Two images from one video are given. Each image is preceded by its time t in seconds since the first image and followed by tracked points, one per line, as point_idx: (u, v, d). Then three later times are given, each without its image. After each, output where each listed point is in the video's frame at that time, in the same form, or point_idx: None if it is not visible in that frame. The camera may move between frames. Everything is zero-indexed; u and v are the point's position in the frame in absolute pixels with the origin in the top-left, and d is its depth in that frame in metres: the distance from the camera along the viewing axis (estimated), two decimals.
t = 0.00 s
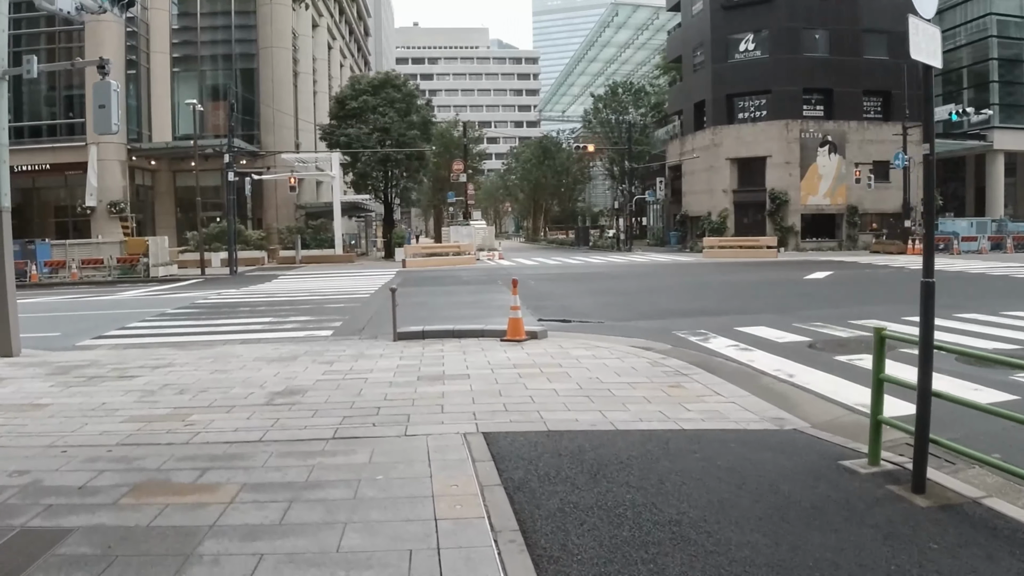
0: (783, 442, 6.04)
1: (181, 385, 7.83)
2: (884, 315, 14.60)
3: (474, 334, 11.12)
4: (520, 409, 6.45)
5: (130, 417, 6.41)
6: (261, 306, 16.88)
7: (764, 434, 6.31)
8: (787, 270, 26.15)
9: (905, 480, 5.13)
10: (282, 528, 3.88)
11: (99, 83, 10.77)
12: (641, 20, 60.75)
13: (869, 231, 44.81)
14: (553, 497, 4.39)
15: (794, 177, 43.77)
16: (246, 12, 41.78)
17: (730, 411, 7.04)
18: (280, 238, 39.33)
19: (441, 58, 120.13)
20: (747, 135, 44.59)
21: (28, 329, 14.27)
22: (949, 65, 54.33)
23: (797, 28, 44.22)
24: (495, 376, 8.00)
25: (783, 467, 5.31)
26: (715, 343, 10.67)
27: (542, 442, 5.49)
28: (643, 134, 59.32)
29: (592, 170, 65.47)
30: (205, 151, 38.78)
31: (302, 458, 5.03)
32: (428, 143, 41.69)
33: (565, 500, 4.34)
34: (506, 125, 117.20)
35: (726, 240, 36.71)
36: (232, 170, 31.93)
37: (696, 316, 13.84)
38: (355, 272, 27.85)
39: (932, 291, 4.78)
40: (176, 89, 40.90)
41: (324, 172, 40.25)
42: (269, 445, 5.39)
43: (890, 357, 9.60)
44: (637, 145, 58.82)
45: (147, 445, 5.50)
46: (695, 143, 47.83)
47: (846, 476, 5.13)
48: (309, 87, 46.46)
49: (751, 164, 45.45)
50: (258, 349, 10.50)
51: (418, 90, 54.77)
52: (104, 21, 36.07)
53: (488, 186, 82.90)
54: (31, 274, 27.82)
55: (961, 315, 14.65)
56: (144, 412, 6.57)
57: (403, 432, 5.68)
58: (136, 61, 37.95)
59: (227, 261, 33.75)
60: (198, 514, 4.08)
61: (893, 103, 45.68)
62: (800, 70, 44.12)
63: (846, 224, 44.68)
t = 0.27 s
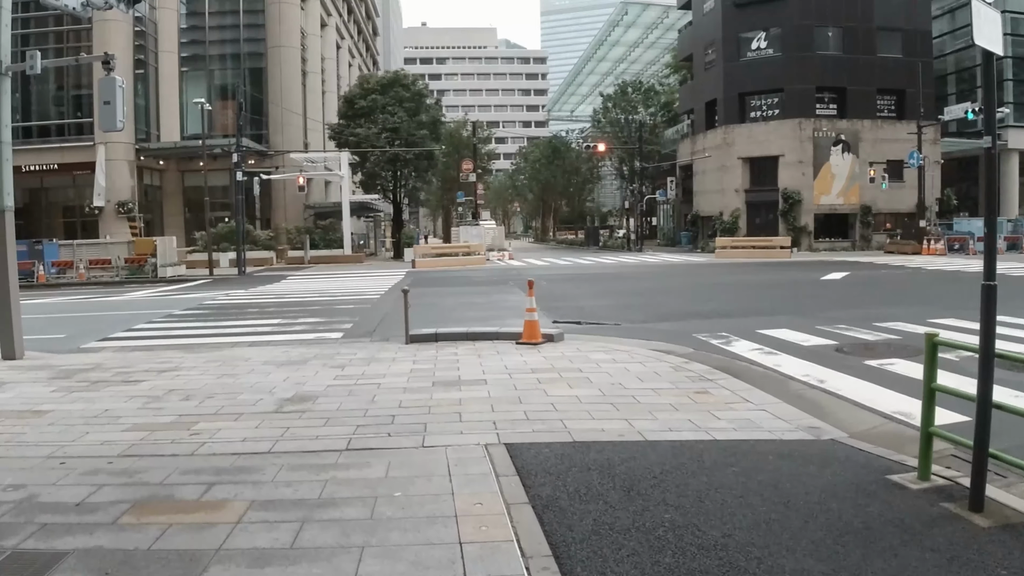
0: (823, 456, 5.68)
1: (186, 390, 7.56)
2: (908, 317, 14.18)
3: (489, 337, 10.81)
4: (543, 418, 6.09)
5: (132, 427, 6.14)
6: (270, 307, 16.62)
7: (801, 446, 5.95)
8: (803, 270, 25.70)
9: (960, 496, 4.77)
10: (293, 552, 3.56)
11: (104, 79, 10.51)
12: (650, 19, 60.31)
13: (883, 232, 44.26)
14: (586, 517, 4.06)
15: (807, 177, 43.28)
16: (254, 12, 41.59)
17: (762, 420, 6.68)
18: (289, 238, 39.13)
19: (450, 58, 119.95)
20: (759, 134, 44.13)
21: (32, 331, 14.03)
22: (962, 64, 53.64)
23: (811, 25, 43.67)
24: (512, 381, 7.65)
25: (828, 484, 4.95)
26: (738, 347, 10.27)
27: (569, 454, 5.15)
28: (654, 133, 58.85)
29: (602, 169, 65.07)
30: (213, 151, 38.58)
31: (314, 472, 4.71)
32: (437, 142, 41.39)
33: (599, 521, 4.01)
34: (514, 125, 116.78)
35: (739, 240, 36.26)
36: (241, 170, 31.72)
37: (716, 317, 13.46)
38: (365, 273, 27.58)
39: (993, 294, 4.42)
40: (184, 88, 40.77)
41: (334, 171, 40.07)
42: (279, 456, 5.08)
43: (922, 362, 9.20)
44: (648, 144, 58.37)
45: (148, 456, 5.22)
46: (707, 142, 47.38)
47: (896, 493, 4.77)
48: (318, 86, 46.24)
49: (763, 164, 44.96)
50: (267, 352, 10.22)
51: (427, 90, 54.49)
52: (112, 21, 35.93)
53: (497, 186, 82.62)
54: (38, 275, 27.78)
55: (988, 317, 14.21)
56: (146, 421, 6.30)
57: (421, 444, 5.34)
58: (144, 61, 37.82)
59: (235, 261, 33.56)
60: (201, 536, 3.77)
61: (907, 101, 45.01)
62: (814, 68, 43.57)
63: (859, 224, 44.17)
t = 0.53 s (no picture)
0: (866, 470, 5.33)
1: (191, 396, 7.29)
2: (932, 318, 13.76)
3: (503, 340, 10.49)
4: (567, 429, 5.76)
5: (134, 437, 5.88)
6: (278, 308, 16.37)
7: (840, 459, 5.60)
8: (819, 270, 25.29)
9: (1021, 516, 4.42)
10: None
11: (109, 75, 10.26)
12: (659, 18, 59.86)
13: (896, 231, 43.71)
14: (622, 542, 3.73)
15: (819, 176, 42.79)
16: (262, 11, 41.40)
17: (796, 430, 6.33)
18: (296, 239, 38.92)
19: (457, 58, 119.67)
20: (770, 133, 43.68)
21: (37, 334, 13.81)
22: (973, 62, 53.02)
23: (823, 23, 43.16)
24: (531, 388, 7.32)
25: (877, 503, 4.60)
26: (762, 350, 9.90)
27: (598, 469, 4.81)
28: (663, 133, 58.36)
29: (610, 169, 64.63)
30: (220, 151, 38.40)
31: (326, 489, 4.40)
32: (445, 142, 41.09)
33: (637, 546, 3.69)
34: (522, 125, 116.46)
35: (751, 240, 35.84)
36: (248, 170, 31.49)
37: (734, 319, 13.09)
38: (373, 273, 27.32)
39: None
40: (192, 88, 40.62)
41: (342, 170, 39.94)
42: (289, 471, 4.77)
43: (956, 367, 8.82)
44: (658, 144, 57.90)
45: (151, 470, 4.94)
46: (717, 142, 46.92)
47: (950, 512, 4.43)
48: (326, 86, 46.04)
49: (774, 163, 44.48)
50: (275, 355, 9.93)
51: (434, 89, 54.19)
52: (119, 21, 35.79)
53: (505, 187, 82.34)
54: (44, 276, 27.49)
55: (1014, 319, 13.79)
56: (150, 431, 6.03)
57: (439, 456, 5.02)
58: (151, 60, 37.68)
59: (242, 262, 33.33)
60: (203, 562, 3.46)
61: (920, 100, 44.42)
62: (826, 66, 43.05)
63: (872, 224, 43.60)
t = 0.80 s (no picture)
0: (906, 484, 5.01)
1: (194, 403, 7.04)
2: (954, 319, 13.34)
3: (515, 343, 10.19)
4: (587, 439, 5.46)
5: (133, 448, 5.63)
6: (284, 309, 16.14)
7: (878, 472, 5.27)
8: (832, 270, 24.91)
9: None
10: None
11: (110, 71, 10.09)
12: (666, 17, 59.41)
13: (907, 231, 43.20)
14: (655, 569, 3.42)
15: (830, 176, 42.36)
16: (268, 11, 41.23)
17: (826, 440, 6.03)
18: (304, 239, 38.73)
19: (464, 58, 119.51)
20: (780, 132, 43.28)
21: (40, 337, 13.60)
22: (984, 61, 52.38)
23: (833, 20, 42.73)
24: (547, 394, 7.02)
25: (925, 522, 4.28)
26: (783, 354, 9.56)
27: (623, 485, 4.51)
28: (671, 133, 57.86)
29: (618, 169, 64.21)
30: (227, 152, 38.24)
31: (335, 507, 4.11)
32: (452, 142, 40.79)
33: (672, 573, 3.39)
34: (528, 125, 116.17)
35: (762, 240, 35.47)
36: (255, 170, 31.29)
37: (752, 322, 12.71)
38: (380, 274, 27.08)
39: None
40: (198, 89, 40.48)
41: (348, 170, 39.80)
42: (294, 486, 4.48)
43: (987, 372, 8.46)
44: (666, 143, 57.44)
45: (150, 484, 4.68)
46: (727, 141, 46.51)
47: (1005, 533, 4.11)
48: (332, 86, 45.85)
49: (785, 162, 44.05)
50: (281, 359, 9.67)
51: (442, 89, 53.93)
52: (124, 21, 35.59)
53: (512, 187, 82.07)
54: (49, 277, 27.42)
55: None
56: (149, 441, 5.78)
57: (454, 470, 4.72)
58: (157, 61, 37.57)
59: (248, 263, 33.13)
60: None
61: (932, 98, 43.91)
62: (836, 65, 42.60)
63: (883, 224, 43.12)
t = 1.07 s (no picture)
0: (948, 500, 4.69)
1: (193, 410, 6.78)
2: (976, 320, 12.96)
3: (525, 346, 9.90)
4: (606, 450, 5.16)
5: (127, 460, 5.37)
6: (288, 311, 15.89)
7: (916, 486, 4.95)
8: (844, 270, 24.52)
9: None
10: None
11: (107, 66, 9.85)
12: (672, 16, 59.02)
13: (918, 230, 42.75)
14: None
15: (840, 175, 41.95)
16: (272, 11, 41.05)
17: (858, 450, 5.71)
18: (309, 240, 38.51)
19: (469, 58, 119.20)
20: (789, 131, 42.90)
21: (39, 339, 13.37)
22: (994, 59, 51.81)
23: (842, 18, 42.34)
24: (561, 400, 6.72)
25: (974, 543, 3.97)
26: (803, 357, 9.23)
27: (647, 501, 4.21)
28: (678, 132, 57.45)
29: (625, 169, 63.82)
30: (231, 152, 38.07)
31: (339, 527, 3.83)
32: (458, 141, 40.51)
33: None
34: (534, 125, 115.84)
35: (771, 240, 35.08)
36: (260, 171, 31.08)
37: (767, 323, 12.38)
38: (386, 275, 26.80)
39: None
40: (202, 88, 40.32)
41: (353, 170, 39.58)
42: (297, 503, 4.21)
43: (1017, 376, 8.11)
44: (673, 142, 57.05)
45: (143, 500, 4.42)
46: (735, 140, 46.14)
47: None
48: (337, 86, 45.63)
49: (794, 162, 43.67)
50: (284, 363, 9.40)
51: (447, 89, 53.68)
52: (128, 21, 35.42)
53: (518, 187, 81.74)
54: (54, 278, 27.28)
55: None
56: (146, 452, 5.53)
57: (466, 485, 4.44)
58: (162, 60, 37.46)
59: (253, 264, 32.93)
60: None
61: (942, 97, 43.43)
62: (845, 63, 42.21)
63: (893, 223, 42.68)
